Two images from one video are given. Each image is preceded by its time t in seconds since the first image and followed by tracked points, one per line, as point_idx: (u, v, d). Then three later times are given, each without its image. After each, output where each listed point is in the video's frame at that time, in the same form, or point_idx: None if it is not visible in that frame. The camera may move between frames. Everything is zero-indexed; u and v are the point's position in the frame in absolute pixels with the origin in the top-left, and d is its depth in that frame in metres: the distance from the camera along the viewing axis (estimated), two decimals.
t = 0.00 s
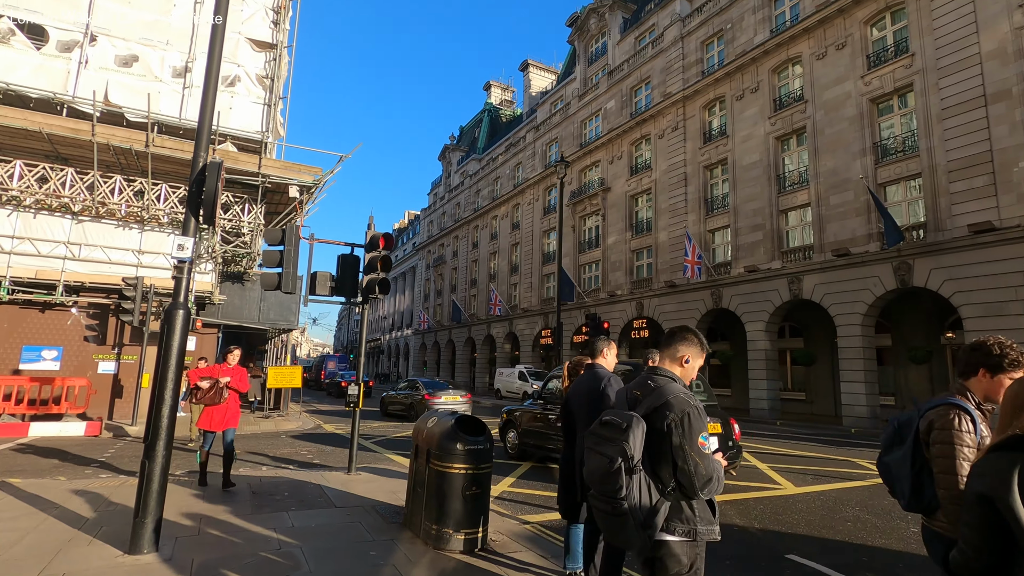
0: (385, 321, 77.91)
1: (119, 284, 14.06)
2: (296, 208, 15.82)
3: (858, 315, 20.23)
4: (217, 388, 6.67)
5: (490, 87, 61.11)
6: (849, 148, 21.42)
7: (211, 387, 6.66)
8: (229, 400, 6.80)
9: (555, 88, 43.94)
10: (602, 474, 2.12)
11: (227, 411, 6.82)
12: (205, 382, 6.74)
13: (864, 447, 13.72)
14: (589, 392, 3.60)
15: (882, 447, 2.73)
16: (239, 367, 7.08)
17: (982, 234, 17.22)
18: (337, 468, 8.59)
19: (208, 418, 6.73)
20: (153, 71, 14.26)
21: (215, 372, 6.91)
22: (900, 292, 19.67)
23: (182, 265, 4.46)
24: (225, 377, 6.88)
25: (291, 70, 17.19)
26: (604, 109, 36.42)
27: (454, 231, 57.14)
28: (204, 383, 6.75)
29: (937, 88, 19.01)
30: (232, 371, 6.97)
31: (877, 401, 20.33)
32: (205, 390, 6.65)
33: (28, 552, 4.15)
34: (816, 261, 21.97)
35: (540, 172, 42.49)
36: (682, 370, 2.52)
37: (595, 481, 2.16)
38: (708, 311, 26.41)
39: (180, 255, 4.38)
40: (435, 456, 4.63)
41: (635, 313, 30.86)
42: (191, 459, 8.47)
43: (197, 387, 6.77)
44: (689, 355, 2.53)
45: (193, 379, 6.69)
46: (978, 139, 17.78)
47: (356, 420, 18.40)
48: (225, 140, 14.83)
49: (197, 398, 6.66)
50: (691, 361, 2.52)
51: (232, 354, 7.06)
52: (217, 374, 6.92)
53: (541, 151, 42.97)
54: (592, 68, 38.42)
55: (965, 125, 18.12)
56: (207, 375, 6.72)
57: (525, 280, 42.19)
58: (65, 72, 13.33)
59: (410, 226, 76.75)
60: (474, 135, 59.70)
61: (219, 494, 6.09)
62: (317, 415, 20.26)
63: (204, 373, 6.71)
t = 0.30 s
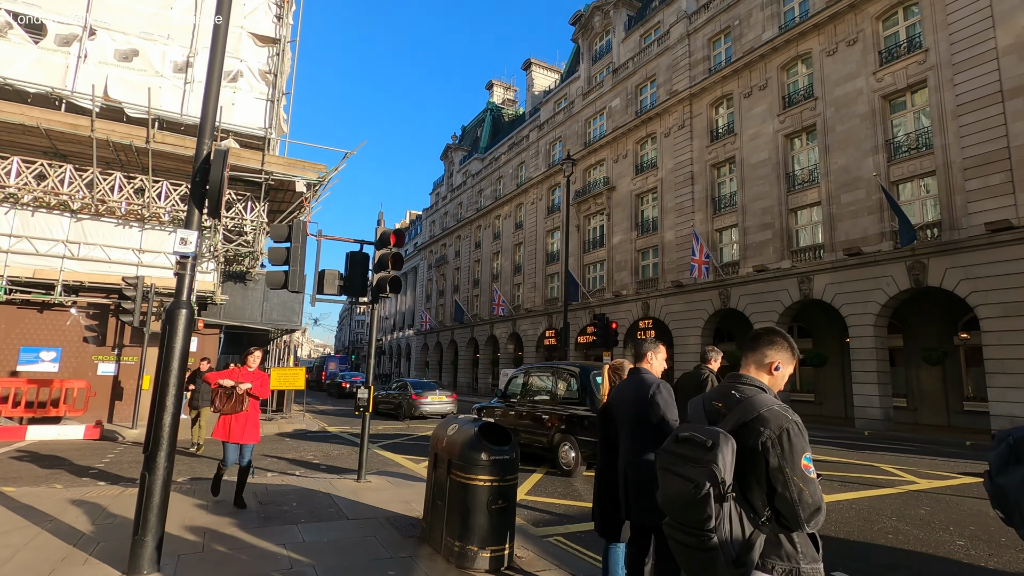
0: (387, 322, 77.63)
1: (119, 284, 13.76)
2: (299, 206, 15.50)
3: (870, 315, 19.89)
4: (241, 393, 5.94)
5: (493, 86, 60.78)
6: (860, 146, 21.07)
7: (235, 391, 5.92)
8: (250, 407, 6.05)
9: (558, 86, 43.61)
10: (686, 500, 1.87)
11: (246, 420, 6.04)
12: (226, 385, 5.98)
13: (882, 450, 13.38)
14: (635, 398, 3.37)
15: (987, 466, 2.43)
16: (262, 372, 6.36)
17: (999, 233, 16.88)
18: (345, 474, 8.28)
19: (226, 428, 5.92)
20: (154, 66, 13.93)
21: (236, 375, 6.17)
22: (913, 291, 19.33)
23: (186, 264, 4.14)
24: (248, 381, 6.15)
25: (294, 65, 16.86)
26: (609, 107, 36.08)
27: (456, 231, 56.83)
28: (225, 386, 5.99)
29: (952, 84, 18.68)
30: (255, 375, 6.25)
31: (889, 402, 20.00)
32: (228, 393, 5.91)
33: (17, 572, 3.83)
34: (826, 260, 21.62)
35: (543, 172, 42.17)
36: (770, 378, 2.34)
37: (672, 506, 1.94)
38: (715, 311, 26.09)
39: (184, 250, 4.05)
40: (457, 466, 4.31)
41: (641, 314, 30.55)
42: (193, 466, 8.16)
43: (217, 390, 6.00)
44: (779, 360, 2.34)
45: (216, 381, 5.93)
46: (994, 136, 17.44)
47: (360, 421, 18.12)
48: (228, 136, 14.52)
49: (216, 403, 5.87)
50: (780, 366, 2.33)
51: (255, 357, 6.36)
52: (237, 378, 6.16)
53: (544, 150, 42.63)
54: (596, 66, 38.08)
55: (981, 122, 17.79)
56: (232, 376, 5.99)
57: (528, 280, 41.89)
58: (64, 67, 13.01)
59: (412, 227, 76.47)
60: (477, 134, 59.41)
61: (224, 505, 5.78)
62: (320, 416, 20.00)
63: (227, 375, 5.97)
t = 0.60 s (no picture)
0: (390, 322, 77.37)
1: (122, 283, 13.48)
2: (305, 202, 15.21)
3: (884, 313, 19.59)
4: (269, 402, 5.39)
5: (495, 85, 60.55)
6: (873, 141, 20.76)
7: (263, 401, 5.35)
8: (276, 415, 5.54)
9: (562, 84, 43.36)
10: (812, 510, 1.99)
11: (271, 429, 5.55)
12: (251, 391, 5.41)
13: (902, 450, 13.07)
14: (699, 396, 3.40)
15: None
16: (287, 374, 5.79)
17: (1017, 229, 16.58)
18: (358, 475, 8.01)
19: (251, 437, 5.43)
20: (157, 60, 13.65)
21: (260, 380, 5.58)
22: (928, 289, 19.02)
23: (196, 251, 3.85)
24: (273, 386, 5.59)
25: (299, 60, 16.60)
26: (614, 105, 35.80)
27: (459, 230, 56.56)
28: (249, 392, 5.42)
29: (967, 78, 18.38)
30: (281, 379, 5.69)
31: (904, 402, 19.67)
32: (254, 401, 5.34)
33: None
34: (838, 257, 21.31)
35: (547, 170, 41.90)
36: (893, 369, 2.36)
37: (783, 519, 2.12)
38: (724, 310, 25.79)
39: (195, 238, 3.78)
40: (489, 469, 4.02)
41: (647, 313, 30.25)
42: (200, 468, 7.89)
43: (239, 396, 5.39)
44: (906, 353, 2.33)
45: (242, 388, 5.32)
46: (1011, 130, 17.13)
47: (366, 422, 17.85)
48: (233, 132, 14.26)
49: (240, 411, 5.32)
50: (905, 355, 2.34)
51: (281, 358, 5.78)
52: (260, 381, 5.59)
53: (548, 148, 42.32)
54: (601, 64, 37.82)
55: (997, 115, 17.49)
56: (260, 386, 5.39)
57: (533, 279, 41.60)
58: (66, 60, 12.75)
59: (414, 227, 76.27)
60: (479, 134, 59.16)
61: (235, 510, 5.51)
62: (326, 417, 19.74)
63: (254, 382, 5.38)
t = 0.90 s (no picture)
0: (394, 324, 77.13)
1: (126, 284, 13.25)
2: (312, 201, 14.92)
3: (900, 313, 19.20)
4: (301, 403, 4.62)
5: (499, 85, 60.32)
6: (887, 138, 20.40)
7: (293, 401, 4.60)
8: (310, 419, 4.77)
9: (567, 83, 43.07)
10: (980, 545, 2.13)
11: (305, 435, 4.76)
12: (280, 391, 4.66)
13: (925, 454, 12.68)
14: (802, 410, 3.29)
15: None
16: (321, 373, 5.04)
17: None
18: (372, 481, 7.73)
19: (283, 445, 4.67)
20: (161, 57, 13.40)
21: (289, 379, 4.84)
22: (946, 288, 18.62)
23: (207, 246, 3.57)
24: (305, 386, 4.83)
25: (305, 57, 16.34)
26: (620, 103, 35.48)
27: (463, 231, 56.29)
28: (277, 392, 4.68)
29: (985, 72, 18.01)
30: (314, 379, 4.93)
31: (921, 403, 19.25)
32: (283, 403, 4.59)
33: None
34: (852, 256, 20.95)
35: (553, 170, 41.60)
36: None
37: (929, 553, 2.30)
38: (734, 310, 25.44)
39: (207, 233, 3.51)
40: (520, 481, 3.74)
41: (655, 313, 29.92)
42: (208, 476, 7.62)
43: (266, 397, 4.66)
44: None
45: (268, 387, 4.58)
46: None
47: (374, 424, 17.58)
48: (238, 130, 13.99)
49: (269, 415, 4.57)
50: None
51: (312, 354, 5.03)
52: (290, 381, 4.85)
53: (553, 148, 42.04)
54: (607, 62, 37.53)
55: (1017, 110, 17.15)
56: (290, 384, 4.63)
57: (538, 280, 41.26)
58: (69, 58, 12.50)
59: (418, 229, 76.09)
60: (483, 134, 58.90)
61: (248, 521, 5.23)
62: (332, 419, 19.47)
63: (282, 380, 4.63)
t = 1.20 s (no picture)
0: (398, 324, 76.96)
1: (132, 282, 13.03)
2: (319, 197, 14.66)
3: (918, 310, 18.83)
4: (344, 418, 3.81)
5: (504, 83, 60.04)
6: (904, 132, 20.01)
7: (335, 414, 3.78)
8: (354, 435, 3.96)
9: (573, 80, 42.75)
10: None
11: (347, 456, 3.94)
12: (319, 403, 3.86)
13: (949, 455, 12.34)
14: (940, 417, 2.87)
15: None
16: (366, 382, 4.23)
17: None
18: (387, 484, 7.47)
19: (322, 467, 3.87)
20: (167, 51, 13.17)
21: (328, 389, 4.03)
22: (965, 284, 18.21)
23: (219, 233, 3.30)
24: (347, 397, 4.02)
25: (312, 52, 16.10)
26: (628, 100, 35.14)
27: (469, 230, 56.03)
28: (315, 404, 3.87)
29: (1006, 64, 17.61)
30: (357, 389, 4.12)
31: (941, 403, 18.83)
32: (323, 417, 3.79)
33: None
34: (868, 253, 20.58)
35: (559, 168, 41.29)
36: None
37: None
38: (745, 308, 25.09)
39: (220, 217, 3.23)
40: (559, 488, 3.46)
41: (664, 311, 29.60)
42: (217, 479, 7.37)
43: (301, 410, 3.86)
44: None
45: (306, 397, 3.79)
46: None
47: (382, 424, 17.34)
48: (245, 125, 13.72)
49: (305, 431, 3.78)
50: None
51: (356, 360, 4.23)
52: (330, 391, 4.03)
53: (560, 146, 41.74)
54: (614, 59, 37.19)
55: None
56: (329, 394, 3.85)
57: (545, 279, 40.96)
58: (73, 52, 12.27)
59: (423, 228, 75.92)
60: (488, 132, 58.63)
61: (260, 527, 4.98)
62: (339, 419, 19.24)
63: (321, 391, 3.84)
